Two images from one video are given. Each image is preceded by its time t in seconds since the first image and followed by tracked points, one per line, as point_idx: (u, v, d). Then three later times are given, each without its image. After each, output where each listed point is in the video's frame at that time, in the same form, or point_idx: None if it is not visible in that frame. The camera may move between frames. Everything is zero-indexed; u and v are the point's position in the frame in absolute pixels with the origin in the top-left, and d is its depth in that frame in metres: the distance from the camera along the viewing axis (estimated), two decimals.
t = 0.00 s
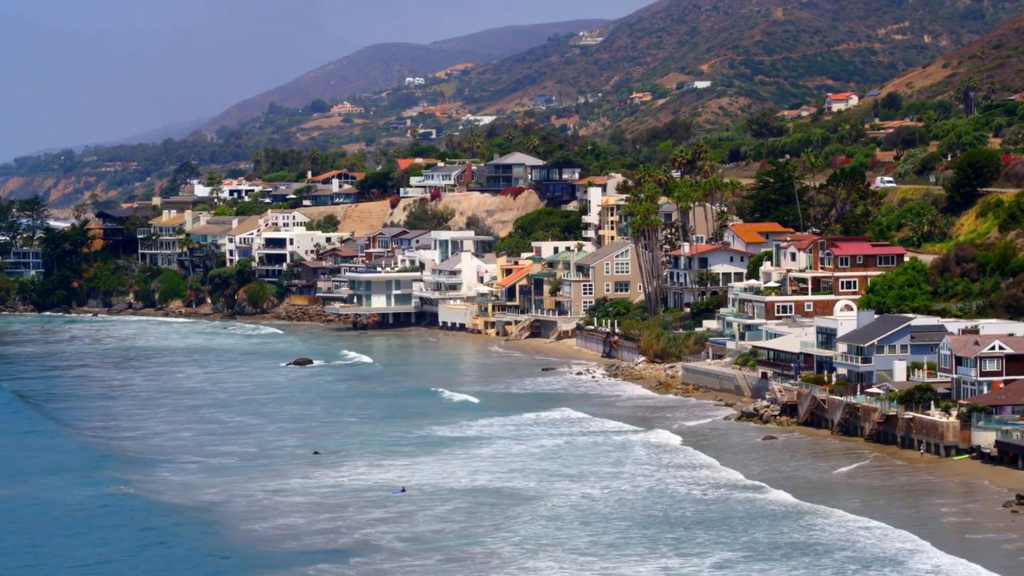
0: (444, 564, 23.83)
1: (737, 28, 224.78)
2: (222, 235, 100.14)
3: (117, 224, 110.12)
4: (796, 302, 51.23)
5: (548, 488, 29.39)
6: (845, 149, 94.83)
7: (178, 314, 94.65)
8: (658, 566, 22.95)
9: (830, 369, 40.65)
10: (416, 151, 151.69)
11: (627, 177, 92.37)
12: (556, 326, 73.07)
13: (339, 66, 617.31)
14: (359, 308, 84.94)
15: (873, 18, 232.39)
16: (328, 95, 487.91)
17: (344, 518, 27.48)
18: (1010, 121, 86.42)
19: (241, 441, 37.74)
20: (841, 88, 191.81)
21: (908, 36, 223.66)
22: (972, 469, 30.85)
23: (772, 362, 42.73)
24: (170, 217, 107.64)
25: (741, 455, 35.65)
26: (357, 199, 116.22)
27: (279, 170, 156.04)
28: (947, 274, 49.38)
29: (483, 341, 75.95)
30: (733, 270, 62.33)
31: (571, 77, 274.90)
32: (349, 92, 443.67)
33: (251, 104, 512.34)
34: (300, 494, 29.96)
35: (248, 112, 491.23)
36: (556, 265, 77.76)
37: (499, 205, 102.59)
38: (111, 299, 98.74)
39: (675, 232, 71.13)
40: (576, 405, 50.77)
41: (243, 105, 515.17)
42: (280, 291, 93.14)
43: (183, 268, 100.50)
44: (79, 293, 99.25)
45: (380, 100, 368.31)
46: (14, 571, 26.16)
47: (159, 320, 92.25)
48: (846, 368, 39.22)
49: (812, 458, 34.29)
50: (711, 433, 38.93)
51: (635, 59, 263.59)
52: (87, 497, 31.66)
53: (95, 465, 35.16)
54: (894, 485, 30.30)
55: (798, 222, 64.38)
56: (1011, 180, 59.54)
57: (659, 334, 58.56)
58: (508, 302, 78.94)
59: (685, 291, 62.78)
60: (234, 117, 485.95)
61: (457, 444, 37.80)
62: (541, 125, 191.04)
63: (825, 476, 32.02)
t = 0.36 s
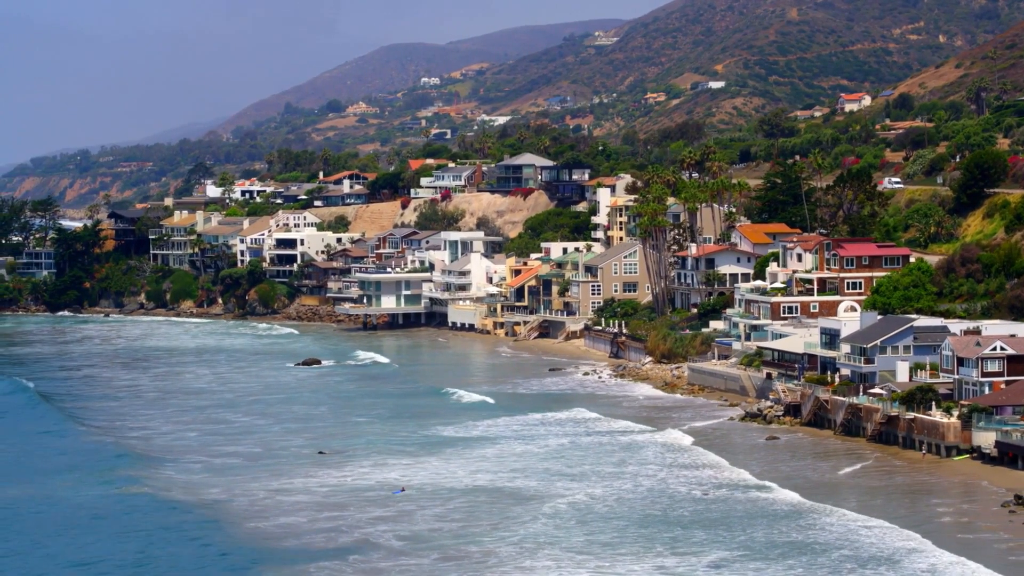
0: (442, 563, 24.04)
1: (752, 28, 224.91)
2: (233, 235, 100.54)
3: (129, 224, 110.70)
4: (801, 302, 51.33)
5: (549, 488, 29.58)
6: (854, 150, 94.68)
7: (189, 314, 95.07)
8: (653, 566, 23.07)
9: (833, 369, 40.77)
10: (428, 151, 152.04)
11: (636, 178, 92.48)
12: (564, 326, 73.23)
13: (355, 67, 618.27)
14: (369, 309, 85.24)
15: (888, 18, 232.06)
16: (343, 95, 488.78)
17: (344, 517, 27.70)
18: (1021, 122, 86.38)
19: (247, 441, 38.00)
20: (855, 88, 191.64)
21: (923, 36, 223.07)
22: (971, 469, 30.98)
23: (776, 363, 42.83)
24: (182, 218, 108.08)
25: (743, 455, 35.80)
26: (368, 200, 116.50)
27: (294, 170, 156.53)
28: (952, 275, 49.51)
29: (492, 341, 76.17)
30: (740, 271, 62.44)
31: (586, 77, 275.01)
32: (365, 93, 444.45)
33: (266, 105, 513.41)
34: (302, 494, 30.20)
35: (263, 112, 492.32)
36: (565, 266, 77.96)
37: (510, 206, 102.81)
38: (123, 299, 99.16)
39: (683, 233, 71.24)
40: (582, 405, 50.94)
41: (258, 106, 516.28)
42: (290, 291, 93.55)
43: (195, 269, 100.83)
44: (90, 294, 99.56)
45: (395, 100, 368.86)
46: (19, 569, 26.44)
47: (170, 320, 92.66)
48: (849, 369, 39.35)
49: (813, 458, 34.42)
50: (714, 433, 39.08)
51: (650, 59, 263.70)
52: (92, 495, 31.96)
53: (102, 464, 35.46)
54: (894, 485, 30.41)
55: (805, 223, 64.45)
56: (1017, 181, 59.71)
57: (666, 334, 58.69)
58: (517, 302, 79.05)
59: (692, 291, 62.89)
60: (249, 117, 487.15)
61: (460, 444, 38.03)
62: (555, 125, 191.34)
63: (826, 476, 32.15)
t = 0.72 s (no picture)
0: (439, 562, 24.31)
1: (767, 28, 224.86)
2: (245, 236, 100.94)
3: (140, 225, 111.20)
4: (807, 303, 51.46)
5: (551, 488, 29.79)
6: (864, 151, 94.45)
7: (200, 314, 95.47)
8: (651, 565, 23.25)
9: (837, 370, 40.87)
10: (440, 151, 152.37)
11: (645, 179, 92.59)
12: (572, 327, 73.43)
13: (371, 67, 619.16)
14: (379, 309, 85.50)
15: (902, 18, 231.67)
16: (359, 95, 489.72)
17: (345, 516, 27.96)
18: None
19: (253, 441, 38.30)
20: (869, 89, 191.44)
21: (937, 36, 222.42)
22: (971, 469, 31.12)
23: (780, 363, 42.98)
24: (194, 218, 108.54)
25: (746, 455, 35.95)
26: (379, 201, 116.60)
27: (310, 170, 157.07)
28: (957, 276, 49.61)
29: (501, 341, 76.37)
30: (747, 272, 62.48)
31: (601, 77, 275.21)
32: (380, 93, 445.24)
33: (281, 106, 514.48)
34: (305, 493, 30.46)
35: (279, 113, 493.50)
36: (574, 266, 78.13)
37: (520, 206, 103.01)
38: (135, 299, 99.55)
39: (691, 234, 71.36)
40: (589, 405, 51.13)
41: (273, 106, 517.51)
42: (301, 292, 93.80)
43: (206, 269, 101.23)
44: (103, 294, 99.93)
45: (410, 100, 369.44)
46: (24, 567, 26.76)
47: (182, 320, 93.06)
48: (852, 369, 39.49)
49: (815, 458, 34.59)
50: (718, 433, 39.18)
51: (664, 59, 263.62)
52: (99, 494, 32.24)
53: (110, 463, 35.76)
54: (895, 486, 30.54)
55: (812, 224, 64.48)
56: None
57: (673, 335, 58.87)
58: (526, 303, 79.24)
59: (699, 292, 63.00)
60: (264, 117, 488.27)
61: (464, 444, 38.27)
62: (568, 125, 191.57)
63: (828, 477, 32.25)
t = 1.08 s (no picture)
0: (436, 559, 24.54)
1: (782, 28, 224.63)
2: (256, 236, 101.38)
3: (152, 225, 111.59)
4: (813, 303, 51.55)
5: (552, 486, 30.01)
6: (873, 152, 93.98)
7: (212, 314, 95.85)
8: (646, 561, 23.47)
9: (841, 369, 40.96)
10: (454, 151, 152.60)
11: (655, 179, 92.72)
12: (581, 326, 73.57)
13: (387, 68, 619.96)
14: (389, 309, 85.77)
15: (918, 18, 231.12)
16: (375, 96, 490.52)
17: (346, 514, 28.22)
18: None
19: (258, 440, 38.56)
20: (885, 88, 191.12)
21: (953, 36, 221.64)
22: (972, 468, 31.25)
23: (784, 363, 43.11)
24: (206, 218, 108.97)
25: (750, 455, 36.08)
26: (390, 201, 116.89)
27: (325, 170, 157.59)
28: (962, 275, 49.54)
29: (510, 341, 76.51)
30: (754, 272, 62.57)
31: (616, 77, 275.24)
32: (397, 93, 445.92)
33: (297, 106, 515.57)
34: (308, 491, 30.71)
35: (295, 113, 494.58)
36: (583, 266, 78.28)
37: (531, 206, 103.19)
38: (147, 299, 99.93)
39: (700, 234, 71.43)
40: (596, 405, 51.26)
41: (290, 106, 518.63)
42: (312, 291, 94.18)
43: (218, 269, 101.62)
44: (115, 294, 100.39)
45: (426, 100, 369.99)
46: (27, 565, 26.99)
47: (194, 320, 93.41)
48: (856, 369, 39.61)
49: (818, 457, 34.73)
50: (722, 433, 39.31)
51: (680, 59, 263.50)
52: (103, 492, 32.49)
53: (117, 463, 36.01)
54: (896, 485, 30.66)
55: (820, 224, 64.47)
56: None
57: (680, 334, 58.99)
58: (536, 302, 79.42)
59: (707, 292, 63.09)
60: (281, 117, 489.31)
61: (468, 443, 38.47)
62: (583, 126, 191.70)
63: (830, 476, 32.38)
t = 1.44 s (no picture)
0: (433, 556, 24.79)
1: (796, 28, 224.47)
2: (267, 236, 101.84)
3: (163, 225, 112.06)
4: (819, 303, 51.69)
5: (553, 485, 30.26)
6: (881, 152, 93.81)
7: (222, 314, 96.22)
8: (639, 559, 23.71)
9: (844, 369, 41.09)
10: (466, 151, 152.91)
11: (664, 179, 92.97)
12: (589, 326, 73.75)
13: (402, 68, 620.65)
14: (398, 309, 86.06)
15: (932, 18, 230.76)
16: (389, 96, 491.30)
17: (346, 512, 28.50)
18: None
19: (262, 439, 38.86)
20: (899, 88, 190.88)
21: (967, 36, 221.03)
22: (972, 468, 31.39)
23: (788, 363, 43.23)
24: (217, 219, 109.42)
25: (751, 454, 36.25)
26: (400, 201, 117.22)
27: (338, 169, 158.12)
28: (967, 276, 49.74)
29: (518, 341, 76.72)
30: (761, 272, 62.70)
31: (630, 77, 275.22)
32: (411, 94, 446.37)
33: (311, 107, 516.57)
34: (310, 490, 30.98)
35: (310, 113, 495.58)
36: (591, 266, 78.45)
37: (540, 207, 103.41)
38: (158, 299, 100.36)
39: (707, 234, 71.52)
40: (603, 405, 51.40)
41: (304, 106, 519.73)
42: (322, 292, 94.49)
43: (229, 269, 102.09)
44: (126, 294, 100.82)
45: (440, 100, 370.55)
46: (28, 562, 27.29)
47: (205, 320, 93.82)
48: (858, 369, 39.75)
49: (819, 457, 34.89)
50: (726, 432, 39.49)
51: (693, 60, 263.45)
52: (107, 491, 32.76)
53: (121, 462, 36.29)
54: (895, 485, 30.81)
55: (827, 225, 64.51)
56: None
57: (686, 335, 59.17)
58: (544, 303, 79.59)
59: (713, 292, 63.22)
60: (295, 118, 490.28)
61: (472, 443, 38.67)
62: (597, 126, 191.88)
63: (831, 476, 32.53)
